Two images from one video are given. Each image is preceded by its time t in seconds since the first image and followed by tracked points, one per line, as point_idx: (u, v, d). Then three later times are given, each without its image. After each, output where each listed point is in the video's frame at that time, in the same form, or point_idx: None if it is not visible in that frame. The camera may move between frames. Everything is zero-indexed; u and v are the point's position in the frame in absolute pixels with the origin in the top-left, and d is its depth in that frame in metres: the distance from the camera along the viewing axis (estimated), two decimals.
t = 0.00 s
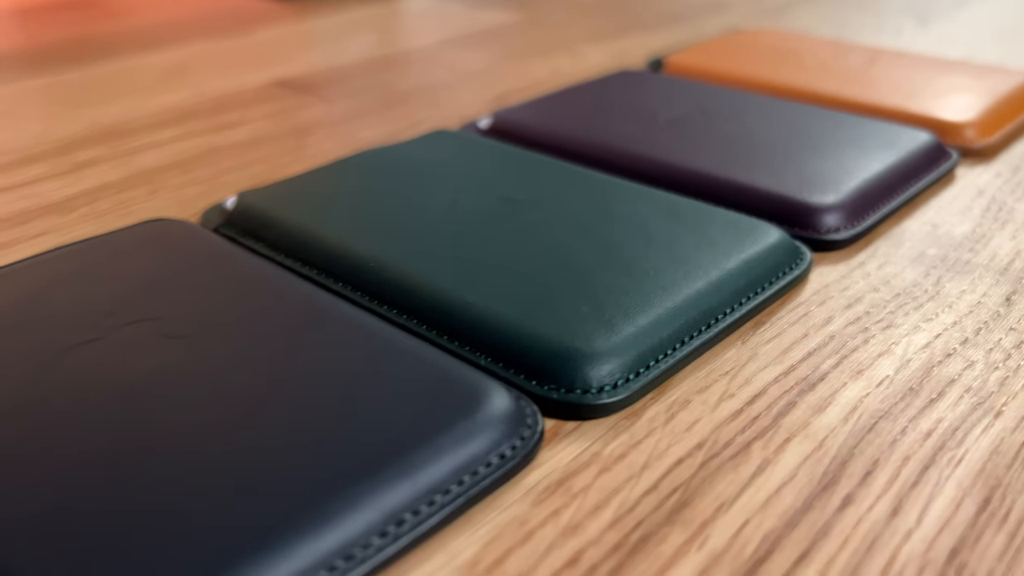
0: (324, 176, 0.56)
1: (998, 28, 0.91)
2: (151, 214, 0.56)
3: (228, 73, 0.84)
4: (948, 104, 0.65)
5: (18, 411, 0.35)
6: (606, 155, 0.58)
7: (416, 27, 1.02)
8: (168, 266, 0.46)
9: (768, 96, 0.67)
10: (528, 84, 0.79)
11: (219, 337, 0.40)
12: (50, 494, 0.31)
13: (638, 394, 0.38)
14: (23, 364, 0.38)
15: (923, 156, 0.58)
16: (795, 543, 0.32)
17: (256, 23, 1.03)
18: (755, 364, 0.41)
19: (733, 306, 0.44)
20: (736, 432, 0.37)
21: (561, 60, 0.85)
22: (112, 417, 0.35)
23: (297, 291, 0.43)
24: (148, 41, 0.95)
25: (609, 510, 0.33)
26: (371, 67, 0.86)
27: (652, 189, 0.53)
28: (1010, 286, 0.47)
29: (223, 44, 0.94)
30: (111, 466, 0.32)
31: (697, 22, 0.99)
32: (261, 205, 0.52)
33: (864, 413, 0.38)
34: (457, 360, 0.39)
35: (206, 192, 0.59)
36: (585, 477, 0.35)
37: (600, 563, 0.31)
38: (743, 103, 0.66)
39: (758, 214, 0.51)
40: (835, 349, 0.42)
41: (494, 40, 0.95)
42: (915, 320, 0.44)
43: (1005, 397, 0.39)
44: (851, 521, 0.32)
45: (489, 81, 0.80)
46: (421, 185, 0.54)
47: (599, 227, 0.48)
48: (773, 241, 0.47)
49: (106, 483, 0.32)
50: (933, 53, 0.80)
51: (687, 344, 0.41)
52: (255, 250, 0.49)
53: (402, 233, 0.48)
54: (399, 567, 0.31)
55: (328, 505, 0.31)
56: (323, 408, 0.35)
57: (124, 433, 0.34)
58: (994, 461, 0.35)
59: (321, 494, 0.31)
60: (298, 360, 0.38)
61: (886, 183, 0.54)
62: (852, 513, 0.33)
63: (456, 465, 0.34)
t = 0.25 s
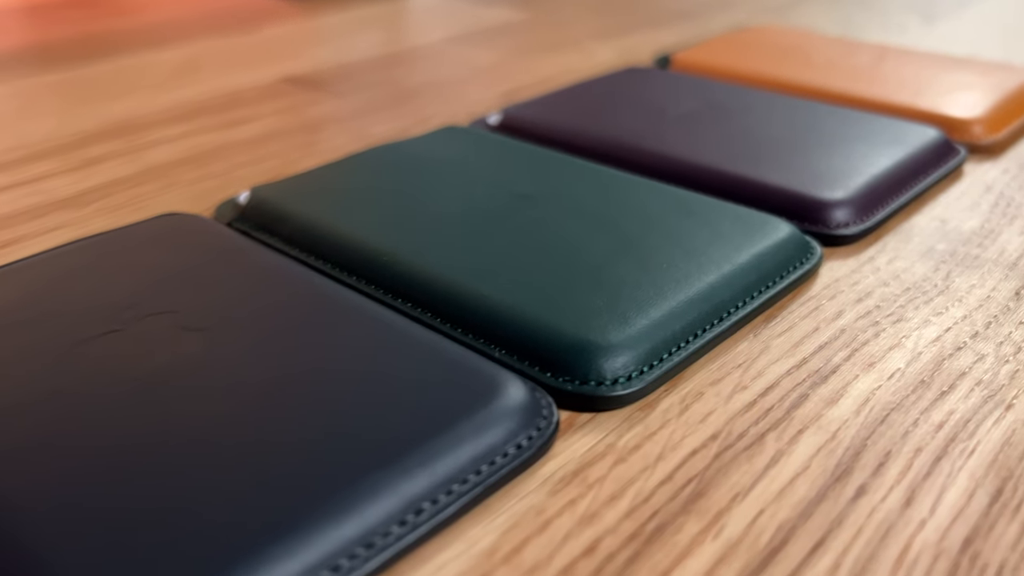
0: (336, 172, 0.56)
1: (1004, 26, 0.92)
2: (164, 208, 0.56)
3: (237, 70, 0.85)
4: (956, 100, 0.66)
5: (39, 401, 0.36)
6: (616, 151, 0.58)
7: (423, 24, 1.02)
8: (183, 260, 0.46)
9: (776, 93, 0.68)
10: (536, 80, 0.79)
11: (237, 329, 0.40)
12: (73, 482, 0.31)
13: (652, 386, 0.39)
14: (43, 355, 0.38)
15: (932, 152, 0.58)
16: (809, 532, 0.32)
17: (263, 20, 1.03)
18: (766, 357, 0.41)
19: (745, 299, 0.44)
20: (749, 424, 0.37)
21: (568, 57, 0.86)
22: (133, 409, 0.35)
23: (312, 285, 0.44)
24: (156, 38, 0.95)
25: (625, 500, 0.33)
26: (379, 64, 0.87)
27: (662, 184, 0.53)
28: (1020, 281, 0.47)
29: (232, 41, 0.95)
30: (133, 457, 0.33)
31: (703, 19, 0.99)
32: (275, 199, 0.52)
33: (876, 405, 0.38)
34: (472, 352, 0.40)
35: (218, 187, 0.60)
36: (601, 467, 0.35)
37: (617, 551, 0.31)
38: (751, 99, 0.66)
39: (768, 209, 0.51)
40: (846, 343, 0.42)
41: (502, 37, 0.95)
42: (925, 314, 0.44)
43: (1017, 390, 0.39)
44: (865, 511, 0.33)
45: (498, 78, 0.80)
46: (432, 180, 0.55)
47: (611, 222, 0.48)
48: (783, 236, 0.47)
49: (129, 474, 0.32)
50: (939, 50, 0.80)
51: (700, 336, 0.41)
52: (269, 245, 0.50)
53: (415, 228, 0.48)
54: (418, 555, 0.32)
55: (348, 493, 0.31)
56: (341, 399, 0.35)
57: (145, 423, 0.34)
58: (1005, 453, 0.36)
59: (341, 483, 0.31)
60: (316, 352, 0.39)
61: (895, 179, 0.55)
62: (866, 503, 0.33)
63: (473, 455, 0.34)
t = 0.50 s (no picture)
0: (347, 168, 0.56)
1: (1010, 23, 0.92)
2: (177, 203, 0.57)
3: (246, 67, 0.85)
4: (963, 97, 0.66)
5: (59, 392, 0.36)
6: (625, 147, 0.58)
7: (429, 22, 1.02)
8: (198, 253, 0.46)
9: (784, 90, 0.68)
10: (544, 77, 0.79)
11: (252, 322, 0.40)
12: (95, 474, 0.32)
13: (665, 378, 0.39)
14: (61, 347, 0.39)
15: (940, 148, 0.59)
16: (823, 522, 0.32)
17: (270, 17, 1.04)
18: (778, 350, 0.42)
19: (756, 293, 0.44)
20: (762, 415, 0.37)
21: (576, 54, 0.86)
22: (151, 400, 0.36)
23: (326, 278, 0.44)
24: (164, 35, 0.95)
25: (639, 490, 0.34)
26: (387, 61, 0.87)
27: (672, 179, 0.53)
28: None
29: (240, 39, 0.95)
30: (153, 448, 0.33)
31: (709, 17, 0.99)
32: (287, 194, 0.52)
33: (888, 397, 0.39)
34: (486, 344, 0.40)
35: (230, 182, 0.60)
36: (616, 458, 0.36)
37: (633, 540, 0.31)
38: (759, 96, 0.66)
39: (778, 204, 0.51)
40: (857, 336, 0.43)
41: (508, 34, 0.96)
42: (935, 308, 0.45)
43: None
44: (878, 501, 0.33)
45: (506, 75, 0.81)
46: (443, 176, 0.55)
47: (622, 216, 0.48)
48: (794, 230, 0.47)
49: (150, 464, 0.32)
50: (946, 47, 0.80)
51: (712, 330, 0.42)
52: (282, 239, 0.50)
53: (428, 222, 0.49)
54: (435, 544, 0.32)
55: (366, 483, 0.31)
56: (358, 390, 0.36)
57: (164, 415, 0.35)
58: (1017, 444, 0.36)
59: (359, 472, 0.32)
60: (332, 344, 0.39)
61: (904, 174, 0.55)
62: (879, 493, 0.34)
63: (489, 445, 0.34)
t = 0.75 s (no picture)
0: (359, 163, 0.57)
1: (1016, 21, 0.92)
2: (189, 198, 0.57)
3: (254, 64, 0.86)
4: (971, 93, 0.66)
5: (79, 383, 0.36)
6: (635, 143, 0.59)
7: (436, 20, 1.03)
8: (213, 247, 0.47)
9: (792, 86, 0.68)
10: (552, 74, 0.80)
11: (269, 314, 0.41)
12: (118, 464, 0.32)
13: (678, 370, 0.39)
14: (79, 338, 0.39)
15: (948, 144, 0.59)
16: (837, 511, 0.33)
17: (278, 15, 1.04)
18: (790, 342, 0.42)
19: (767, 287, 0.44)
20: (775, 406, 0.38)
21: (583, 52, 0.86)
22: (171, 390, 0.36)
23: (340, 271, 0.45)
24: (172, 33, 0.96)
25: (654, 480, 0.34)
26: (395, 58, 0.87)
27: (682, 175, 0.54)
28: None
29: (248, 36, 0.95)
30: (174, 437, 0.33)
31: (715, 15, 0.99)
32: (300, 189, 0.53)
33: (899, 389, 0.39)
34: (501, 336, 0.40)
35: (242, 177, 0.60)
36: (630, 448, 0.36)
37: (649, 528, 0.32)
38: (767, 93, 0.67)
39: (787, 199, 0.52)
40: (868, 329, 0.43)
41: (515, 32, 0.96)
42: (945, 302, 0.45)
43: None
44: (891, 491, 0.33)
45: (514, 72, 0.81)
46: (454, 171, 0.55)
47: (633, 211, 0.49)
48: (804, 225, 0.48)
49: (171, 453, 0.33)
50: (952, 45, 0.81)
51: (724, 323, 0.42)
52: (295, 234, 0.50)
53: (440, 216, 0.49)
54: (453, 531, 0.32)
55: (385, 470, 0.32)
56: (375, 380, 0.36)
57: (184, 405, 0.35)
58: None
59: (379, 460, 0.32)
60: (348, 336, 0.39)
61: (913, 170, 0.55)
62: (891, 482, 0.34)
63: (506, 435, 0.35)
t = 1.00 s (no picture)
0: (370, 158, 0.57)
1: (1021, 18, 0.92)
2: (202, 192, 0.58)
3: (263, 61, 0.86)
4: (978, 90, 0.66)
5: (98, 374, 0.37)
6: (644, 138, 0.59)
7: (443, 17, 1.03)
8: (226, 240, 0.47)
9: (799, 83, 0.69)
10: (560, 71, 0.80)
11: (284, 306, 0.41)
12: (138, 452, 0.33)
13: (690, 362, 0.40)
14: (97, 329, 0.39)
15: (956, 140, 0.59)
16: (849, 500, 0.33)
17: (285, 13, 1.04)
18: (801, 335, 0.42)
19: (778, 280, 0.45)
20: (787, 398, 0.38)
21: (590, 49, 0.87)
22: (188, 381, 0.36)
23: (354, 264, 0.45)
24: (180, 31, 0.96)
25: (668, 469, 0.34)
26: (403, 55, 0.88)
27: (692, 170, 0.54)
28: None
29: (256, 33, 0.96)
30: (193, 426, 0.34)
31: (721, 13, 1.00)
32: (312, 183, 0.53)
33: (910, 380, 0.39)
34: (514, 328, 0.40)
35: (253, 172, 0.61)
36: (644, 438, 0.36)
37: (664, 517, 0.32)
38: (775, 89, 0.67)
39: (797, 194, 0.52)
40: (878, 322, 0.43)
41: (522, 30, 0.96)
42: (954, 295, 0.45)
43: None
44: (903, 480, 0.34)
45: (521, 68, 0.81)
46: (465, 166, 0.56)
47: (643, 205, 0.49)
48: (814, 219, 0.48)
49: (191, 442, 0.33)
50: (958, 42, 0.81)
51: (736, 316, 0.42)
52: (307, 228, 0.51)
53: (452, 211, 0.49)
54: (470, 519, 0.33)
55: (403, 458, 0.32)
56: (391, 371, 0.36)
57: (201, 395, 0.35)
58: None
59: (396, 448, 0.32)
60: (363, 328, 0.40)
61: (921, 165, 0.56)
62: (903, 472, 0.34)
63: (521, 425, 0.35)
